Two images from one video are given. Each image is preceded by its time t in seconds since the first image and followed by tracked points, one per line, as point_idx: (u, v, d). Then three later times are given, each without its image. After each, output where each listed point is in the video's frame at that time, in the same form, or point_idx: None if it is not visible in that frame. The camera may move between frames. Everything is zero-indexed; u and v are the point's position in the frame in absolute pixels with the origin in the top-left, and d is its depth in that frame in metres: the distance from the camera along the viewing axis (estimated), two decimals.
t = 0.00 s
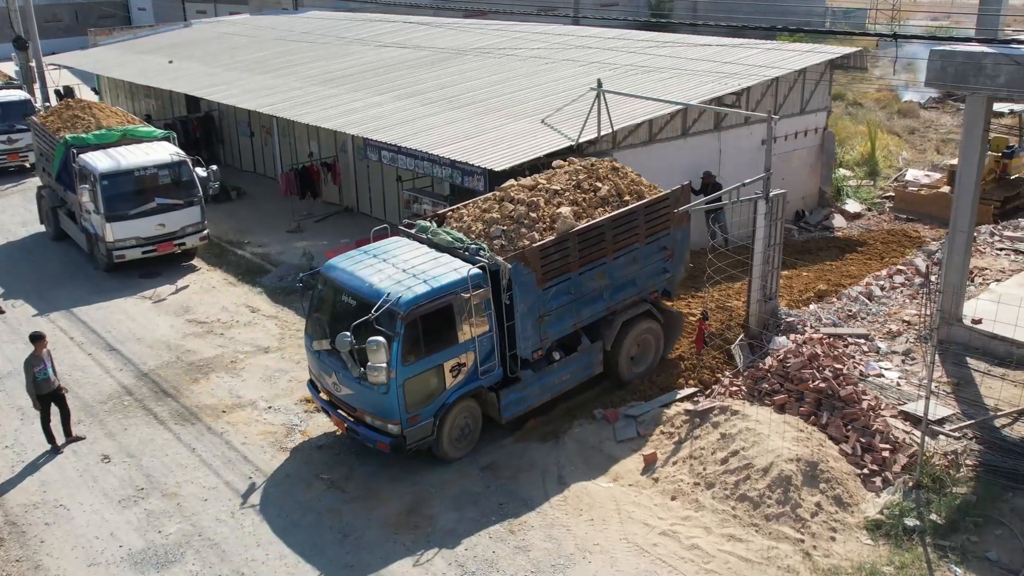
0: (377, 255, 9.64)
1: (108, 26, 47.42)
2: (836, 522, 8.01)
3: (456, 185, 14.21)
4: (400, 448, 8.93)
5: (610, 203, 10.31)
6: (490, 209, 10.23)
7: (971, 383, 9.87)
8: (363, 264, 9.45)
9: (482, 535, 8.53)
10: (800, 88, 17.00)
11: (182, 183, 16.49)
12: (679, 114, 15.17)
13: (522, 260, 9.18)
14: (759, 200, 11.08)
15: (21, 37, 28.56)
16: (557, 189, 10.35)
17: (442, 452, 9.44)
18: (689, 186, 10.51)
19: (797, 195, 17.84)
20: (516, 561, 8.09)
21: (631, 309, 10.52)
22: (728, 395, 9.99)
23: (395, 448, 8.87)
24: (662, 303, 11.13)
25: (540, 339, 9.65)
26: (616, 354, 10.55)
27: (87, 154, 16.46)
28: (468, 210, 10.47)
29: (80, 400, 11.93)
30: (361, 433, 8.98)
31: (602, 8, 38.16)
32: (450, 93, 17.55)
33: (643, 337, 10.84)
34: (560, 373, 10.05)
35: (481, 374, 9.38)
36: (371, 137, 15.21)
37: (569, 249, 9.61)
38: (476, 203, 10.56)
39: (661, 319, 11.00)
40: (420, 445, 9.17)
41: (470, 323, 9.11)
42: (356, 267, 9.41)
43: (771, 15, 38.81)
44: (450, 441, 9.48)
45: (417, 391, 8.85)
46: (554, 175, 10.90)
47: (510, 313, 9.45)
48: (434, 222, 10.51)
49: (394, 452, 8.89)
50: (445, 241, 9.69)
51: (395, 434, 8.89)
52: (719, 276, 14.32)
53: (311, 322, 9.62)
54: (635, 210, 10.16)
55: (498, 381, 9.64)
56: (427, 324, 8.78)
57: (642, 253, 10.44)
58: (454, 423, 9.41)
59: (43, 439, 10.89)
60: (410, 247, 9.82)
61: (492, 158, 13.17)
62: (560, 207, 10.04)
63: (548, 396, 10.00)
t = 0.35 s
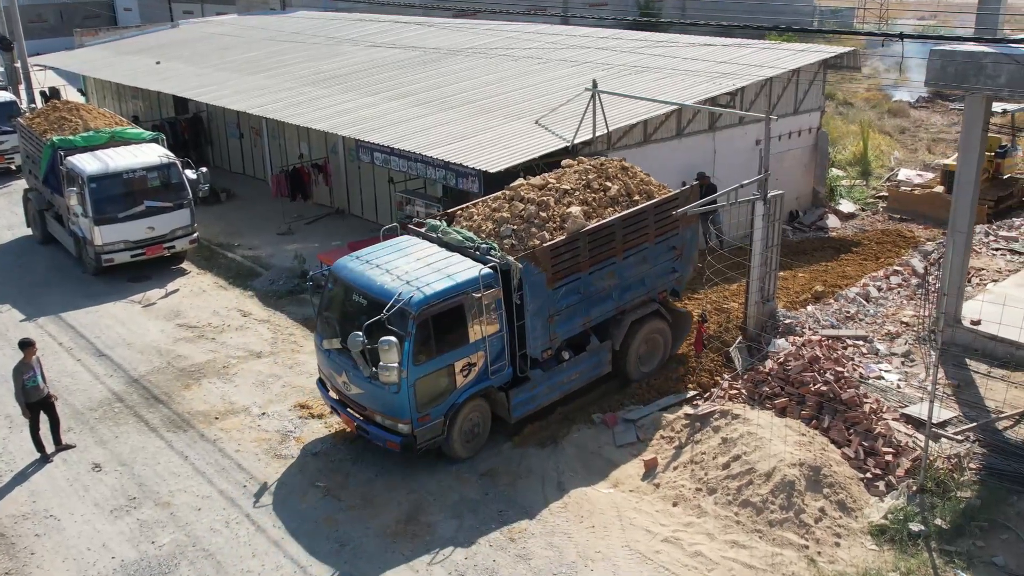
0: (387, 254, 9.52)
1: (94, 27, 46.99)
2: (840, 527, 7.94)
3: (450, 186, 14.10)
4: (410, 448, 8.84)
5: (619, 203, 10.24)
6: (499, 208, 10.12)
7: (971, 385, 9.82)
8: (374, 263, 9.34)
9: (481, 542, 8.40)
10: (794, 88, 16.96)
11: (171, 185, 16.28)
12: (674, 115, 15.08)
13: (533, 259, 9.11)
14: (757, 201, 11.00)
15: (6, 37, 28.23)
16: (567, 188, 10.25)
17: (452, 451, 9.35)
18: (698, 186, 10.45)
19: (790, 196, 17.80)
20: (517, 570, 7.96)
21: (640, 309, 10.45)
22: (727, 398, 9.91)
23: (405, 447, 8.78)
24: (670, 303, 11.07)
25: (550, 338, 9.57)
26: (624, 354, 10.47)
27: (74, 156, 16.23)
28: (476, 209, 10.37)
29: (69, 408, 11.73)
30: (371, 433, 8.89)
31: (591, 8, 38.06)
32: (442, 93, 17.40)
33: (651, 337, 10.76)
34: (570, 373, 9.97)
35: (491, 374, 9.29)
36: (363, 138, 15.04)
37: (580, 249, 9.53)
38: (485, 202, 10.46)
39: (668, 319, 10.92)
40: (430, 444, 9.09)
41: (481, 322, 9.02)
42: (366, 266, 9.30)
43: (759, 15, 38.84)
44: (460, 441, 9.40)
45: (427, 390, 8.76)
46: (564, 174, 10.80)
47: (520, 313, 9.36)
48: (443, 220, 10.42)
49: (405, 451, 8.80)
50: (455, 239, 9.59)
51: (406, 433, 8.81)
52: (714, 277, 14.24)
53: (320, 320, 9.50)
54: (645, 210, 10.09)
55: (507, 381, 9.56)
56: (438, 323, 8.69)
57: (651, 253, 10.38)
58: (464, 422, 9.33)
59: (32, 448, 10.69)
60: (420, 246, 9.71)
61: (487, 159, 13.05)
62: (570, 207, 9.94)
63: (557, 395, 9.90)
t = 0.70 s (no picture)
0: (377, 258, 9.32)
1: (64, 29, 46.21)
2: (834, 536, 7.82)
3: (431, 190, 13.91)
4: (400, 455, 8.62)
5: (612, 207, 10.09)
6: (492, 210, 9.92)
7: (961, 388, 9.77)
8: (364, 266, 9.14)
9: (469, 556, 8.20)
10: (776, 88, 16.92)
11: (146, 191, 15.93)
12: (657, 116, 14.97)
13: (526, 264, 8.95)
14: (744, 204, 10.88)
15: None
16: (560, 192, 10.07)
17: (442, 458, 9.14)
18: (692, 190, 10.34)
19: (773, 197, 17.75)
20: None
21: (631, 314, 10.32)
22: (716, 404, 9.78)
23: (395, 454, 8.56)
24: (661, 308, 10.94)
25: (541, 343, 9.40)
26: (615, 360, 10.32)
27: (45, 161, 15.84)
28: (467, 212, 10.17)
29: (42, 421, 11.38)
30: (360, 439, 8.66)
31: (568, 8, 37.94)
32: (423, 95, 17.18)
33: (642, 343, 10.62)
34: (561, 378, 9.80)
35: (482, 379, 9.10)
36: (342, 141, 14.78)
37: (573, 253, 9.37)
38: (476, 205, 10.26)
39: (659, 324, 10.79)
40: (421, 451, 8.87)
41: (472, 327, 8.82)
42: (356, 270, 9.10)
43: (736, 16, 38.95)
44: (450, 448, 9.19)
45: (418, 396, 8.54)
46: (556, 177, 10.61)
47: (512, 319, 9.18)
48: (433, 223, 10.21)
49: (394, 458, 8.58)
50: (446, 243, 9.39)
51: (396, 440, 8.59)
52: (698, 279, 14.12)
53: (308, 325, 9.27)
54: (638, 214, 9.96)
55: (499, 387, 9.37)
56: (429, 328, 8.47)
57: (643, 257, 10.25)
58: (455, 429, 9.12)
59: (3, 463, 10.35)
60: (410, 250, 9.51)
61: (470, 162, 12.86)
62: (563, 211, 9.77)
63: (547, 401, 9.73)
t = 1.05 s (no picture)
0: (365, 269, 9.04)
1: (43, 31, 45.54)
2: (837, 552, 7.63)
3: (419, 195, 13.65)
4: (390, 475, 8.38)
5: (605, 216, 9.87)
6: (481, 220, 9.67)
7: (961, 397, 9.62)
8: (351, 278, 8.86)
9: None
10: (767, 90, 16.78)
11: (126, 197, 15.56)
12: (647, 120, 14.76)
13: (518, 276, 8.71)
14: (739, 210, 10.69)
15: None
16: (551, 201, 9.84)
17: (432, 476, 8.90)
18: (685, 199, 10.14)
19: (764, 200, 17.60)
20: None
21: (625, 326, 10.10)
22: (713, 415, 9.59)
23: (384, 474, 8.31)
24: (654, 318, 10.74)
25: (533, 357, 9.17)
26: (608, 372, 10.10)
27: (23, 167, 15.45)
28: (456, 221, 9.92)
29: (20, 437, 11.03)
30: (348, 459, 8.41)
31: (554, 9, 37.72)
32: (410, 98, 16.92)
33: (636, 354, 10.39)
34: (554, 392, 9.58)
35: (473, 395, 8.87)
36: (328, 146, 14.48)
37: (566, 264, 9.14)
38: (465, 214, 10.01)
39: (653, 334, 10.58)
40: (410, 470, 8.63)
41: (463, 343, 8.59)
42: (343, 282, 8.82)
43: (722, 17, 38.89)
44: (440, 466, 8.95)
45: (408, 414, 8.30)
46: (547, 185, 10.38)
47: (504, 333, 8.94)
48: (421, 233, 9.95)
49: (384, 478, 8.33)
50: (436, 255, 9.14)
51: (385, 460, 8.34)
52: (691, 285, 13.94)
53: (293, 339, 8.97)
54: (632, 223, 9.74)
55: (490, 403, 9.14)
56: (420, 345, 8.23)
57: (636, 267, 10.03)
58: (445, 446, 8.89)
59: None
60: (399, 261, 9.24)
61: (459, 167, 12.60)
62: (555, 220, 9.54)
63: (540, 416, 9.51)
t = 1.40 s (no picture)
0: (361, 278, 8.81)
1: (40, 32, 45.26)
2: (851, 570, 7.39)
3: (420, 200, 13.43)
4: (387, 489, 8.16)
5: (608, 223, 9.63)
6: (481, 228, 9.44)
7: (974, 408, 9.39)
8: (347, 287, 8.63)
9: None
10: (773, 92, 16.56)
11: (122, 201, 15.33)
12: (651, 122, 14.53)
13: (519, 286, 8.47)
14: (747, 215, 10.45)
15: None
16: (553, 207, 9.60)
17: (431, 490, 8.68)
18: (690, 205, 9.90)
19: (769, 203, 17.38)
20: None
21: (628, 335, 9.86)
22: (721, 426, 9.37)
23: (381, 489, 8.09)
24: (658, 327, 10.49)
25: (534, 368, 8.94)
26: (611, 382, 9.85)
27: (17, 170, 15.22)
28: (456, 229, 9.69)
29: (12, 447, 10.80)
30: (344, 473, 8.18)
31: (554, 10, 37.50)
32: (410, 100, 16.70)
33: (640, 363, 10.14)
34: (555, 404, 9.35)
35: (472, 408, 8.65)
36: (327, 149, 14.25)
37: (567, 273, 8.91)
38: (464, 221, 9.78)
39: (657, 343, 10.32)
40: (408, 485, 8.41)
41: (462, 354, 8.36)
42: (339, 291, 8.58)
43: (724, 17, 38.69)
44: (439, 480, 8.73)
45: (406, 428, 8.08)
46: (548, 191, 10.15)
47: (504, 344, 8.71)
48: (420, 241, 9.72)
49: (380, 494, 8.11)
50: (435, 263, 8.92)
51: (382, 475, 8.11)
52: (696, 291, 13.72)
53: (287, 350, 8.74)
54: (635, 231, 9.50)
55: (490, 415, 8.92)
56: (417, 357, 8.00)
57: (639, 275, 9.79)
58: (444, 460, 8.66)
59: None
60: (396, 270, 9.01)
61: (460, 170, 12.37)
62: (557, 227, 9.30)
63: (541, 428, 9.28)
